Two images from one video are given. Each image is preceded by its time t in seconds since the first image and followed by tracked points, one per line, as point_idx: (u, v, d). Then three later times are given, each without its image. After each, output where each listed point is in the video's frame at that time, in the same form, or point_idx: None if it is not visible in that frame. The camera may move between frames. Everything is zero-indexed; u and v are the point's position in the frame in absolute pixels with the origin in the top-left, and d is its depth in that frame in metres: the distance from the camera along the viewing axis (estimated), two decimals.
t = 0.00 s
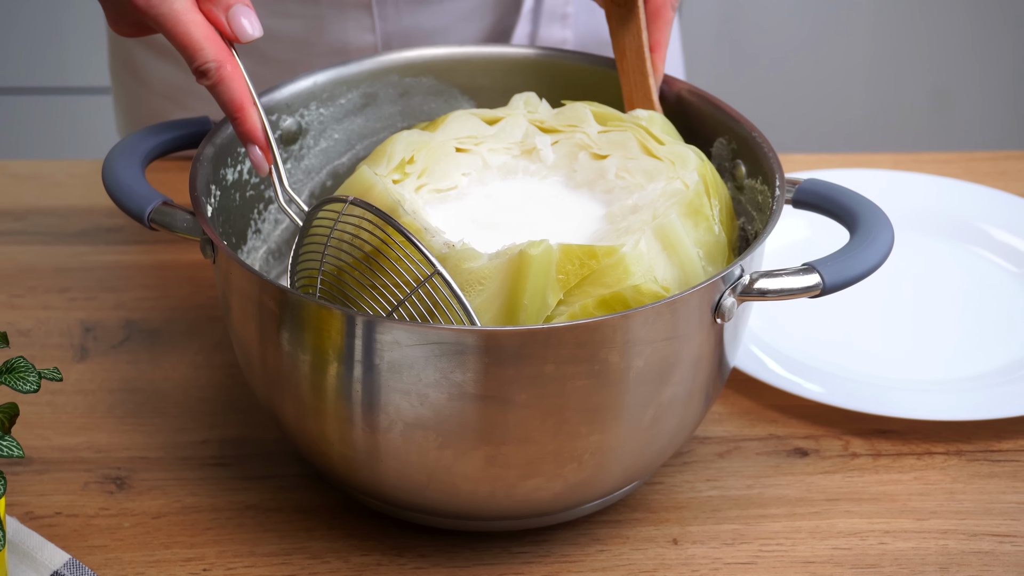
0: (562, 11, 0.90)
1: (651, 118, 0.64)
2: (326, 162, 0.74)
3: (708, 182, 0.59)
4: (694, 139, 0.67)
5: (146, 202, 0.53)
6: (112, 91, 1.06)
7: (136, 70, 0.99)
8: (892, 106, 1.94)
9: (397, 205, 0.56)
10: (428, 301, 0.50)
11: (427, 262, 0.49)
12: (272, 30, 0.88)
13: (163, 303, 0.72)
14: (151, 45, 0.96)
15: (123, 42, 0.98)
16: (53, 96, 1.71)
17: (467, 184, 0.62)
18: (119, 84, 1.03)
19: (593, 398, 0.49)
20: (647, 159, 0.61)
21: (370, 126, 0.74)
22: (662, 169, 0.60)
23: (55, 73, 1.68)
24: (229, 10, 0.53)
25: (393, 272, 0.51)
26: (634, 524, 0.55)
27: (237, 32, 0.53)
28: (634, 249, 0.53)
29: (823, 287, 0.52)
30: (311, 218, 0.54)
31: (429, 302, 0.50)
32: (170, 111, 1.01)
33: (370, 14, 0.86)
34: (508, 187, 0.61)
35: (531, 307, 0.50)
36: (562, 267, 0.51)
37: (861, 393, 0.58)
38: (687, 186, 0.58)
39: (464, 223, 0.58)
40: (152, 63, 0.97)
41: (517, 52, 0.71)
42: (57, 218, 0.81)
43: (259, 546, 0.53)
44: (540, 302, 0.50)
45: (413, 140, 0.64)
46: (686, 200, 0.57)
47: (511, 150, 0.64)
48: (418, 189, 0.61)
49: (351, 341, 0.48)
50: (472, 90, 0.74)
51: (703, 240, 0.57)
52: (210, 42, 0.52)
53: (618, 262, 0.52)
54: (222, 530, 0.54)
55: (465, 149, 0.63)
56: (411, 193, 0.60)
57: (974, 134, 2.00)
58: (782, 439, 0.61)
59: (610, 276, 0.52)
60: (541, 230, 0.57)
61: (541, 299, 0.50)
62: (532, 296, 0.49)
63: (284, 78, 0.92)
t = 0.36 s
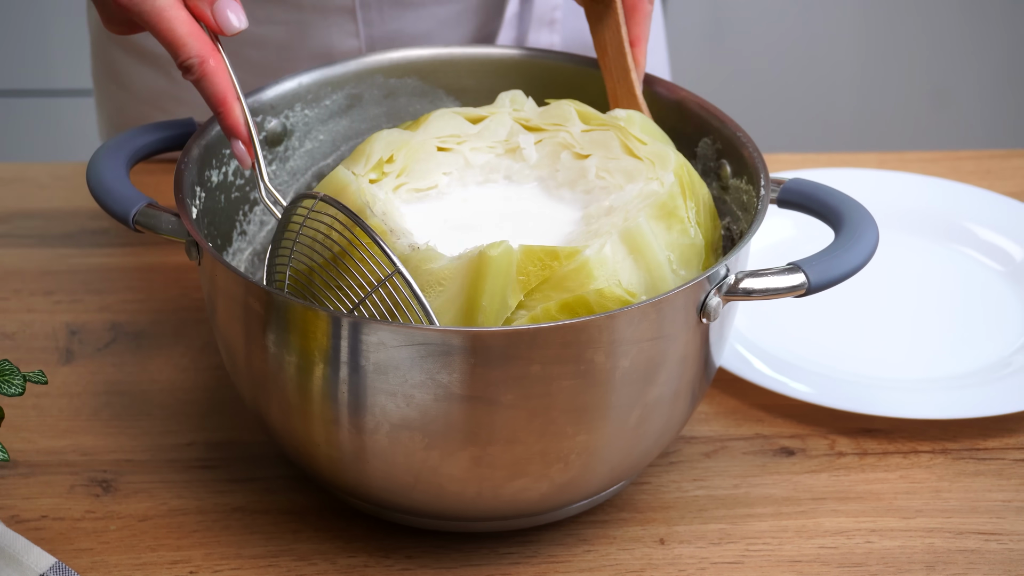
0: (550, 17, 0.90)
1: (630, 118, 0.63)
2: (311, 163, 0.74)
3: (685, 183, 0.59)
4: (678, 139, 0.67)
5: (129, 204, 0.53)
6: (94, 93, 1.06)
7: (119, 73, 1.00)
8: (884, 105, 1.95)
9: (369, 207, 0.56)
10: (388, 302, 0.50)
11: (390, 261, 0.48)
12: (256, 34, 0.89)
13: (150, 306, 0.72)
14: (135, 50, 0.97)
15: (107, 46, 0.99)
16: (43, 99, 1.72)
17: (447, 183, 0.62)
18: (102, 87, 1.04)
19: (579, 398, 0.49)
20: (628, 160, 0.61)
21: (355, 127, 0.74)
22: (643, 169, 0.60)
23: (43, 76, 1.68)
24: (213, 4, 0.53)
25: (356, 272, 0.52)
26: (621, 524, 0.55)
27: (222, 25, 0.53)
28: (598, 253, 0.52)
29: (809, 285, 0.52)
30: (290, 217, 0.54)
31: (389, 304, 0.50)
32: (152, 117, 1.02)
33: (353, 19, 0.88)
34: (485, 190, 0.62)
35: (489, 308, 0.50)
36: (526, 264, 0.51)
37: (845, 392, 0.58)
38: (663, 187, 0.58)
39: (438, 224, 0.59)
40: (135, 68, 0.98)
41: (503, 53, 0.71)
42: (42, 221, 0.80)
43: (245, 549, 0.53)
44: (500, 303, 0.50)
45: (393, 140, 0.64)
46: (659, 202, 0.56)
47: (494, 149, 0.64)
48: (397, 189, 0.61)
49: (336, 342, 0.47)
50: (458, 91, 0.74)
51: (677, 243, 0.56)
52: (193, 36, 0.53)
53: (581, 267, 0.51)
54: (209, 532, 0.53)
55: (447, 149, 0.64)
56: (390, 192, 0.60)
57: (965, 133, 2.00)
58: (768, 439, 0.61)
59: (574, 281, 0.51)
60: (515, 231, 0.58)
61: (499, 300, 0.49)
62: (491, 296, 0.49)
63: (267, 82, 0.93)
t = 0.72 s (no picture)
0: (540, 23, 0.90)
1: (609, 100, 0.62)
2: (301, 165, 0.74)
3: (660, 169, 0.58)
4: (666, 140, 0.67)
5: (119, 206, 0.53)
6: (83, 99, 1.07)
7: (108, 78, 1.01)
8: (878, 106, 1.95)
9: (342, 190, 0.56)
10: (352, 285, 0.50)
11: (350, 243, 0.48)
12: (244, 39, 0.90)
13: (140, 308, 0.72)
14: (125, 57, 0.98)
15: (96, 51, 1.00)
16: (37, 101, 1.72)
17: (430, 165, 0.62)
18: (90, 92, 1.05)
19: (570, 399, 0.49)
20: (607, 143, 0.60)
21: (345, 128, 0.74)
22: (621, 153, 0.59)
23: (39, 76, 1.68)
24: None
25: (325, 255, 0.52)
26: (612, 525, 0.55)
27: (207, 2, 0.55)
28: (559, 241, 0.52)
29: (799, 286, 0.52)
30: (273, 196, 0.55)
31: (352, 287, 0.50)
32: (138, 120, 1.03)
33: (341, 23, 0.89)
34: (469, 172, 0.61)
35: (447, 293, 0.50)
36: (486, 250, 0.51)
37: (832, 391, 0.58)
38: (637, 173, 0.57)
39: (413, 206, 0.58)
40: (124, 74, 0.99)
41: (493, 54, 0.71)
42: (33, 223, 0.80)
43: (236, 551, 0.53)
44: (459, 287, 0.50)
45: (376, 122, 0.63)
46: (630, 187, 0.56)
47: (480, 130, 0.63)
48: (378, 171, 0.60)
49: (327, 344, 0.47)
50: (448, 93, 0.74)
51: (650, 229, 0.55)
52: (177, 20, 0.53)
53: (541, 254, 0.51)
54: (200, 534, 0.53)
55: (431, 130, 0.63)
56: (370, 174, 0.60)
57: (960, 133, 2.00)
58: (759, 439, 0.61)
59: (535, 268, 0.51)
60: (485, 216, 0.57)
61: (458, 285, 0.50)
62: (450, 280, 0.49)
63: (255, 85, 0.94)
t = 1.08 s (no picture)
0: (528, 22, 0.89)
1: (594, 67, 0.61)
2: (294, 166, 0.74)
3: (644, 133, 0.56)
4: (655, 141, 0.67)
5: (112, 208, 0.53)
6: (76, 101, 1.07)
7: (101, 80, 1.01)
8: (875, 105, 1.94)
9: (324, 151, 0.56)
10: (327, 245, 0.50)
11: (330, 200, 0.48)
12: (235, 38, 0.90)
13: (132, 310, 0.72)
14: (116, 59, 0.98)
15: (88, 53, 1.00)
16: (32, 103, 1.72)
17: (415, 133, 0.60)
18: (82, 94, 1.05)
19: (562, 399, 0.49)
20: (591, 110, 0.59)
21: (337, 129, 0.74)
22: (605, 119, 0.58)
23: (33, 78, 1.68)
24: None
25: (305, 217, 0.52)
26: (605, 526, 0.55)
27: None
28: (539, 199, 0.51)
29: (791, 286, 0.52)
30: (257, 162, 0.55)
31: (326, 247, 0.50)
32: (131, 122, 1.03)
33: (331, 20, 0.89)
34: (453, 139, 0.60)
35: (424, 250, 0.49)
36: (463, 209, 0.50)
37: (824, 390, 0.58)
38: (619, 136, 0.56)
39: (396, 170, 0.57)
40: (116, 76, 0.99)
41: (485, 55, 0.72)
42: (25, 225, 0.80)
43: (229, 552, 0.52)
44: (436, 243, 0.49)
45: (361, 90, 0.62)
46: (611, 149, 0.54)
47: (466, 99, 0.62)
48: (363, 138, 0.59)
49: (319, 344, 0.48)
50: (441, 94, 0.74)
51: (631, 192, 0.54)
52: None
53: (519, 214, 0.50)
54: (192, 536, 0.53)
55: (418, 98, 0.62)
56: (355, 140, 0.59)
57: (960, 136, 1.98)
58: (752, 439, 0.61)
59: (513, 227, 0.50)
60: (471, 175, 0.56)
61: (437, 240, 0.49)
62: (428, 236, 0.49)
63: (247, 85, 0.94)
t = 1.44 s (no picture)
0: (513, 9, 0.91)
1: (580, 24, 0.58)
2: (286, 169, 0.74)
3: (629, 86, 0.54)
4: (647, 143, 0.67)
5: (102, 210, 0.53)
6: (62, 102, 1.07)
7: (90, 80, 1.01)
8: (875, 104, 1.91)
9: (302, 99, 0.53)
10: (304, 185, 0.49)
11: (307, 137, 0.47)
12: (225, 34, 0.90)
13: (123, 312, 0.72)
14: (104, 58, 0.98)
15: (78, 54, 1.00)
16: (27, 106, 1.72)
17: (399, 90, 0.57)
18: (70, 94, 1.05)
19: (553, 401, 0.49)
20: (577, 65, 0.56)
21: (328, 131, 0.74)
22: (591, 74, 0.55)
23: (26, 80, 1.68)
24: None
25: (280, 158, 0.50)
26: (597, 527, 0.55)
27: None
28: (518, 143, 0.49)
29: (782, 287, 0.53)
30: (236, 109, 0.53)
31: (302, 187, 0.49)
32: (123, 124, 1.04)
33: (322, 17, 0.90)
34: (438, 98, 0.56)
35: (402, 188, 0.48)
36: (441, 152, 0.49)
37: (815, 391, 0.58)
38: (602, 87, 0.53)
39: (381, 126, 0.54)
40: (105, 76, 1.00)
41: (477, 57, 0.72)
42: (17, 228, 0.80)
43: (221, 555, 0.52)
44: (413, 182, 0.48)
45: (345, 46, 0.58)
46: (594, 98, 0.52)
47: (452, 58, 0.58)
48: (344, 93, 0.55)
49: (311, 346, 0.48)
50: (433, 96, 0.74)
51: (615, 141, 0.52)
52: None
53: (498, 155, 0.49)
54: (184, 539, 0.53)
55: (404, 56, 0.58)
56: (336, 94, 0.55)
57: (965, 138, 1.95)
58: (744, 440, 0.61)
59: (490, 169, 0.48)
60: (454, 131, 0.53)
61: (415, 179, 0.48)
62: (404, 175, 0.48)
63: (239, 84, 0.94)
